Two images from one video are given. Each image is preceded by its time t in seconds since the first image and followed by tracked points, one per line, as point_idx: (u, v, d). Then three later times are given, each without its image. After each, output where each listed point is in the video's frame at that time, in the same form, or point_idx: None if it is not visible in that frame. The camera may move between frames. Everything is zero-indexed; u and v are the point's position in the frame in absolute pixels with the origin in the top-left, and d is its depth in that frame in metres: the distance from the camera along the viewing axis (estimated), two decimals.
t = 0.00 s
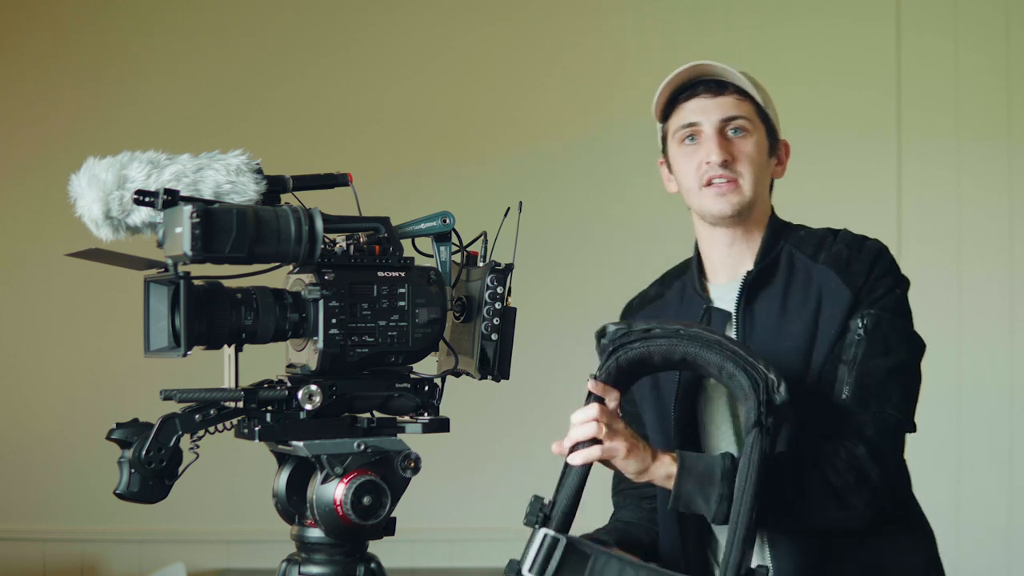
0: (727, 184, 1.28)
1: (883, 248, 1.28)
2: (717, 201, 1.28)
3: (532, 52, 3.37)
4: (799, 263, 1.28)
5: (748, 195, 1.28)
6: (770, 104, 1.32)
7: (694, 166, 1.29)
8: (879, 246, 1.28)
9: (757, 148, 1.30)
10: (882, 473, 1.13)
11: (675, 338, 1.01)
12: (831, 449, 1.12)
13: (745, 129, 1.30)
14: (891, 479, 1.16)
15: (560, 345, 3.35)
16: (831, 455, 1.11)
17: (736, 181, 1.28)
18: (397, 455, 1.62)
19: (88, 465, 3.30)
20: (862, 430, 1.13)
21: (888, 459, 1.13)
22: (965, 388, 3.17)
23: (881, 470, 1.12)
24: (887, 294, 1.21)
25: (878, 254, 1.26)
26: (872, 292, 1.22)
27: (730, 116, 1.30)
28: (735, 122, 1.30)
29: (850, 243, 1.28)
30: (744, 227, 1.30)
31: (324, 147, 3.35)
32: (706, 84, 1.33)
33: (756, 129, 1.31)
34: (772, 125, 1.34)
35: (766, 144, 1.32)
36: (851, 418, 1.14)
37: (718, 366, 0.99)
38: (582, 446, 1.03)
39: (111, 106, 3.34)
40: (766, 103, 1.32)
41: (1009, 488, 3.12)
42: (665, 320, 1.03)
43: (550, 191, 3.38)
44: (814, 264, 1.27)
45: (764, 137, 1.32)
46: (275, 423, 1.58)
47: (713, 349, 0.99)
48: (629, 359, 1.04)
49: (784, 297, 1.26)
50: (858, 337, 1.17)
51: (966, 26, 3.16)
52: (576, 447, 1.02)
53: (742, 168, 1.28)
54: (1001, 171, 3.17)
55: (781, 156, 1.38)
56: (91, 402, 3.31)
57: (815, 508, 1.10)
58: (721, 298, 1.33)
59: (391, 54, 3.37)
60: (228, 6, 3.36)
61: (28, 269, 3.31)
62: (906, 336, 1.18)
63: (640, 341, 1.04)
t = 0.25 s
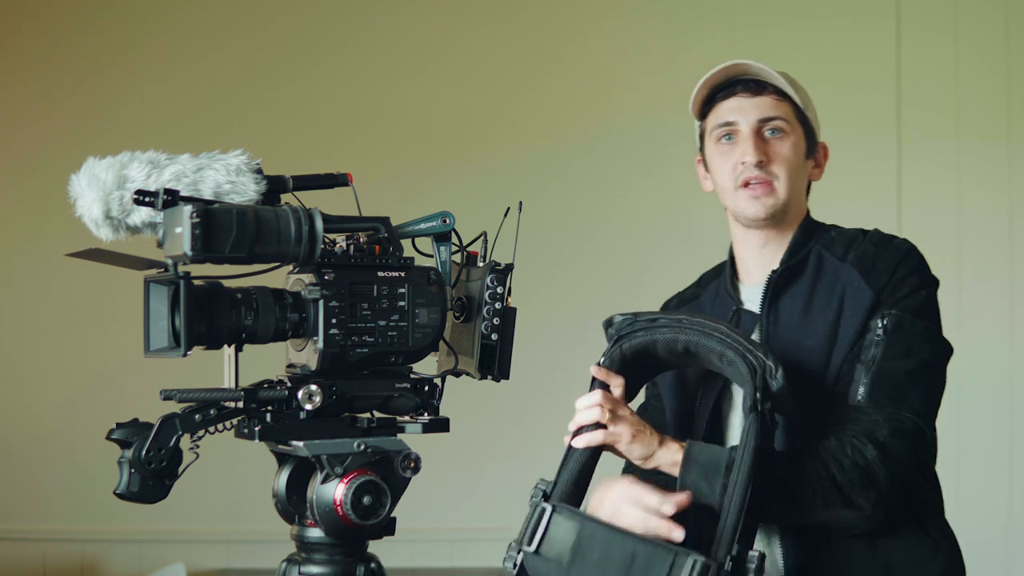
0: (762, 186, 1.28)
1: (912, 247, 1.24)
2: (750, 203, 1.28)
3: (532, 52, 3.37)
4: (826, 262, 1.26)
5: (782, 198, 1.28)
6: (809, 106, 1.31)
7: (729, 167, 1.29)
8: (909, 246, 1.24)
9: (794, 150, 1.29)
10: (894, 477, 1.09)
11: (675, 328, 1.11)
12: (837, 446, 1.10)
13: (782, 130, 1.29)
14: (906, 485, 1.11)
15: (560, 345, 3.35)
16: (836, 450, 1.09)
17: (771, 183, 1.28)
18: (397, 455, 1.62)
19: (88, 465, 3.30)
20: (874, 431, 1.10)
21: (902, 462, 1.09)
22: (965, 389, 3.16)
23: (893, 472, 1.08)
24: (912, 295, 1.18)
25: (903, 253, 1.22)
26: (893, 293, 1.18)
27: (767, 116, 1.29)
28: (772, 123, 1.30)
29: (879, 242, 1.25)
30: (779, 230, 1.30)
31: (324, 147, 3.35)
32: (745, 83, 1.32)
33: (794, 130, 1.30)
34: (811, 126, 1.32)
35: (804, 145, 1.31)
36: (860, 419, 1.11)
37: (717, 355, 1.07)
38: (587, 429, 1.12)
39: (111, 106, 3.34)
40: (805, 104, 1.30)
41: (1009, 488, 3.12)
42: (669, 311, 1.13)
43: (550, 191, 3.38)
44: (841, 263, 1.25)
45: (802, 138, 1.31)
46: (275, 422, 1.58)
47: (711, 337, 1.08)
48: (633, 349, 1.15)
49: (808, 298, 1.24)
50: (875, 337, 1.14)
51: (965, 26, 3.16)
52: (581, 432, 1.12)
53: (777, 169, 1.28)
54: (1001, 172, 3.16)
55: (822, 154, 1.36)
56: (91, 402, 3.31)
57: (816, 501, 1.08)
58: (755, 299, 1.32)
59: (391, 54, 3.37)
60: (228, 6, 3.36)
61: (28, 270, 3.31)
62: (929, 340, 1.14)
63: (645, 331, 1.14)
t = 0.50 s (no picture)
0: (796, 183, 1.13)
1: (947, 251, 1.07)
2: (782, 200, 1.14)
3: (532, 52, 3.37)
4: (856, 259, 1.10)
5: (818, 197, 1.13)
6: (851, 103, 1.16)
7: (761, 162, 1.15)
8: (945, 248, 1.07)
9: (832, 146, 1.15)
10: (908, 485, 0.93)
11: (692, 314, 0.99)
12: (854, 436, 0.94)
13: (822, 128, 1.14)
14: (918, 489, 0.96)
15: (560, 345, 3.35)
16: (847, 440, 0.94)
17: (805, 180, 1.13)
18: (397, 455, 1.62)
19: (88, 466, 3.30)
20: (893, 423, 0.94)
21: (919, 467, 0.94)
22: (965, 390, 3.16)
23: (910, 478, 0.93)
24: (939, 289, 1.03)
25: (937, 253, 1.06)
26: (923, 288, 1.03)
27: (807, 111, 1.15)
28: (811, 119, 1.15)
29: (911, 242, 1.08)
30: (808, 232, 1.16)
31: (324, 147, 3.36)
32: (786, 76, 1.17)
33: (834, 128, 1.15)
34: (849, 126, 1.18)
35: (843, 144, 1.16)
36: (880, 413, 0.95)
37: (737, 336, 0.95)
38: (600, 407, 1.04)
39: (111, 106, 3.34)
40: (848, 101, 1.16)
41: (1008, 488, 3.12)
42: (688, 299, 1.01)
43: (550, 191, 3.38)
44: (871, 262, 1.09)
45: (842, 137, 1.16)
46: (275, 422, 1.58)
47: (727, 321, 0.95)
48: (654, 333, 1.03)
49: (836, 295, 1.08)
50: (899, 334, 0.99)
51: (966, 26, 3.16)
52: (592, 409, 1.04)
53: (812, 166, 1.13)
54: (1001, 173, 3.16)
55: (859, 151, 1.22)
56: (91, 402, 3.31)
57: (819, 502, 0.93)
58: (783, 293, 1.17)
59: (391, 54, 3.37)
60: (228, 6, 3.36)
61: (28, 270, 3.31)
62: (956, 342, 0.99)
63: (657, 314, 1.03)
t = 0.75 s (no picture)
0: (827, 173, 1.19)
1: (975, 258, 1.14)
2: (813, 190, 1.20)
3: (532, 52, 3.37)
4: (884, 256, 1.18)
5: (847, 188, 1.19)
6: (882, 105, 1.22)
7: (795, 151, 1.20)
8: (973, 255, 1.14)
9: (863, 142, 1.20)
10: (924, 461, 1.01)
11: (704, 254, 0.98)
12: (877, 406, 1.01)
13: (855, 124, 1.20)
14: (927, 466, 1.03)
15: (560, 345, 3.36)
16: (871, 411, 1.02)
17: (836, 172, 1.19)
18: (397, 455, 1.62)
19: (88, 466, 3.30)
20: (914, 399, 1.02)
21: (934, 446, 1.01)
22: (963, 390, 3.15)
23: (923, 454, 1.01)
24: (965, 291, 1.11)
25: (964, 258, 1.14)
26: (951, 285, 1.11)
27: (843, 107, 1.21)
28: (847, 116, 1.21)
29: (939, 245, 1.15)
30: (837, 219, 1.21)
31: (324, 147, 3.36)
32: (826, 72, 1.23)
33: (867, 127, 1.21)
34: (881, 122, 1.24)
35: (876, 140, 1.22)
36: (903, 391, 1.03)
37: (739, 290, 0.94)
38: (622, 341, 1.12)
39: (111, 106, 3.34)
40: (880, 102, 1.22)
41: (1008, 488, 3.12)
42: (709, 238, 0.99)
43: (550, 191, 3.38)
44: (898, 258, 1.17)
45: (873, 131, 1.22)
46: (275, 423, 1.58)
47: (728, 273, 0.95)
48: (668, 274, 1.08)
49: (862, 282, 1.18)
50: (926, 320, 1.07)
51: (966, 27, 3.15)
52: (615, 342, 1.12)
53: (845, 159, 1.19)
54: (1001, 173, 3.16)
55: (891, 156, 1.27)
56: (91, 402, 3.31)
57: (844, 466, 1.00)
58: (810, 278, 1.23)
59: (391, 54, 3.37)
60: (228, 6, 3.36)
61: (28, 270, 3.31)
62: (976, 338, 1.08)
63: (678, 257, 1.04)
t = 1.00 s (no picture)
0: (864, 174, 1.11)
1: (995, 259, 1.08)
2: (847, 190, 1.11)
3: (532, 52, 3.37)
4: (910, 244, 1.10)
5: (882, 191, 1.11)
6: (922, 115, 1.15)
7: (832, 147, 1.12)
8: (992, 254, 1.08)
9: (901, 147, 1.12)
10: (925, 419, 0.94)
11: (696, 205, 0.89)
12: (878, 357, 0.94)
13: (897, 129, 1.13)
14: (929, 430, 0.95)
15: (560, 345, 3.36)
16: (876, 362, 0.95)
17: (873, 173, 1.11)
18: (397, 455, 1.62)
19: (88, 465, 3.30)
20: (918, 356, 0.95)
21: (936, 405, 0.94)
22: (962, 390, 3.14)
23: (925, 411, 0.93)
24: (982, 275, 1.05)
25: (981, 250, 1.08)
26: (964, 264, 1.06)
27: (887, 110, 1.13)
28: (889, 119, 1.13)
29: (957, 241, 1.09)
30: (864, 221, 1.13)
31: (324, 147, 3.36)
32: (874, 72, 1.14)
33: (907, 133, 1.14)
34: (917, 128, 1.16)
35: (914, 145, 1.14)
36: (907, 348, 0.96)
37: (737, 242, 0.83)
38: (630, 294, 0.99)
39: (111, 106, 3.34)
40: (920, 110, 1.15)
41: (1008, 488, 3.12)
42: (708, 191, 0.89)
43: (550, 191, 3.38)
44: (919, 245, 1.09)
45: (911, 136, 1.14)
46: (275, 422, 1.58)
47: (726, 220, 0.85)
48: (672, 229, 0.98)
49: (895, 259, 1.08)
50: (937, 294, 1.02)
51: (966, 27, 3.15)
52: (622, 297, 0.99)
53: (884, 162, 1.11)
54: (1001, 174, 3.16)
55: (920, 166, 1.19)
56: (91, 402, 3.31)
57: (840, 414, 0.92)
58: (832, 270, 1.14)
59: (391, 54, 3.37)
60: (228, 6, 3.36)
61: (28, 270, 3.31)
62: (987, 320, 1.01)
63: (678, 214, 0.94)
